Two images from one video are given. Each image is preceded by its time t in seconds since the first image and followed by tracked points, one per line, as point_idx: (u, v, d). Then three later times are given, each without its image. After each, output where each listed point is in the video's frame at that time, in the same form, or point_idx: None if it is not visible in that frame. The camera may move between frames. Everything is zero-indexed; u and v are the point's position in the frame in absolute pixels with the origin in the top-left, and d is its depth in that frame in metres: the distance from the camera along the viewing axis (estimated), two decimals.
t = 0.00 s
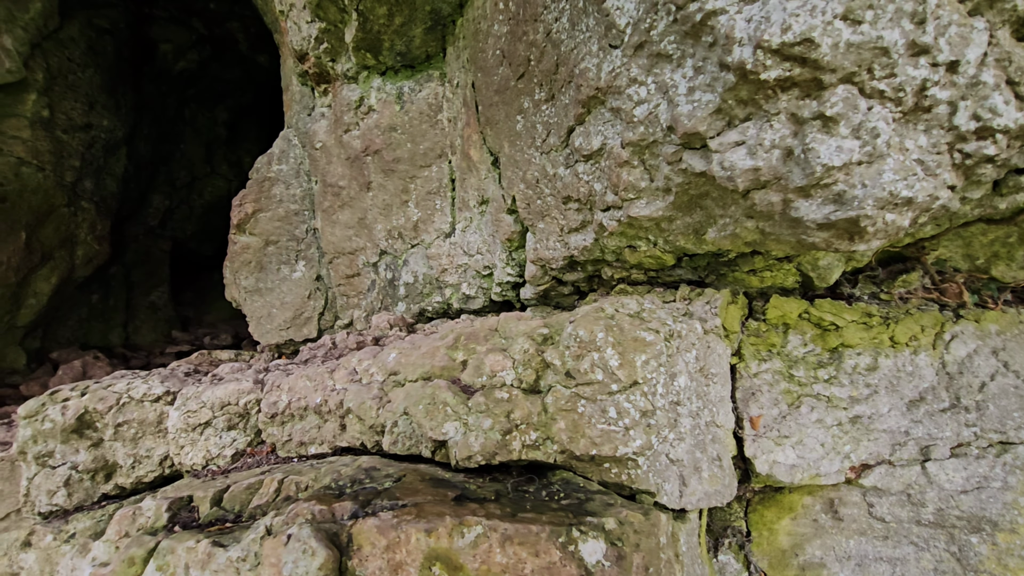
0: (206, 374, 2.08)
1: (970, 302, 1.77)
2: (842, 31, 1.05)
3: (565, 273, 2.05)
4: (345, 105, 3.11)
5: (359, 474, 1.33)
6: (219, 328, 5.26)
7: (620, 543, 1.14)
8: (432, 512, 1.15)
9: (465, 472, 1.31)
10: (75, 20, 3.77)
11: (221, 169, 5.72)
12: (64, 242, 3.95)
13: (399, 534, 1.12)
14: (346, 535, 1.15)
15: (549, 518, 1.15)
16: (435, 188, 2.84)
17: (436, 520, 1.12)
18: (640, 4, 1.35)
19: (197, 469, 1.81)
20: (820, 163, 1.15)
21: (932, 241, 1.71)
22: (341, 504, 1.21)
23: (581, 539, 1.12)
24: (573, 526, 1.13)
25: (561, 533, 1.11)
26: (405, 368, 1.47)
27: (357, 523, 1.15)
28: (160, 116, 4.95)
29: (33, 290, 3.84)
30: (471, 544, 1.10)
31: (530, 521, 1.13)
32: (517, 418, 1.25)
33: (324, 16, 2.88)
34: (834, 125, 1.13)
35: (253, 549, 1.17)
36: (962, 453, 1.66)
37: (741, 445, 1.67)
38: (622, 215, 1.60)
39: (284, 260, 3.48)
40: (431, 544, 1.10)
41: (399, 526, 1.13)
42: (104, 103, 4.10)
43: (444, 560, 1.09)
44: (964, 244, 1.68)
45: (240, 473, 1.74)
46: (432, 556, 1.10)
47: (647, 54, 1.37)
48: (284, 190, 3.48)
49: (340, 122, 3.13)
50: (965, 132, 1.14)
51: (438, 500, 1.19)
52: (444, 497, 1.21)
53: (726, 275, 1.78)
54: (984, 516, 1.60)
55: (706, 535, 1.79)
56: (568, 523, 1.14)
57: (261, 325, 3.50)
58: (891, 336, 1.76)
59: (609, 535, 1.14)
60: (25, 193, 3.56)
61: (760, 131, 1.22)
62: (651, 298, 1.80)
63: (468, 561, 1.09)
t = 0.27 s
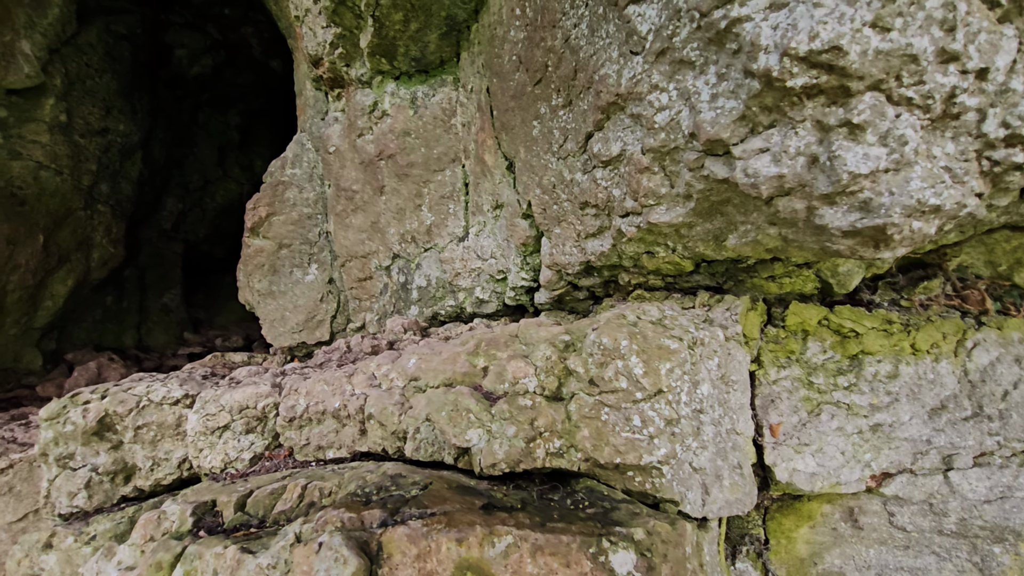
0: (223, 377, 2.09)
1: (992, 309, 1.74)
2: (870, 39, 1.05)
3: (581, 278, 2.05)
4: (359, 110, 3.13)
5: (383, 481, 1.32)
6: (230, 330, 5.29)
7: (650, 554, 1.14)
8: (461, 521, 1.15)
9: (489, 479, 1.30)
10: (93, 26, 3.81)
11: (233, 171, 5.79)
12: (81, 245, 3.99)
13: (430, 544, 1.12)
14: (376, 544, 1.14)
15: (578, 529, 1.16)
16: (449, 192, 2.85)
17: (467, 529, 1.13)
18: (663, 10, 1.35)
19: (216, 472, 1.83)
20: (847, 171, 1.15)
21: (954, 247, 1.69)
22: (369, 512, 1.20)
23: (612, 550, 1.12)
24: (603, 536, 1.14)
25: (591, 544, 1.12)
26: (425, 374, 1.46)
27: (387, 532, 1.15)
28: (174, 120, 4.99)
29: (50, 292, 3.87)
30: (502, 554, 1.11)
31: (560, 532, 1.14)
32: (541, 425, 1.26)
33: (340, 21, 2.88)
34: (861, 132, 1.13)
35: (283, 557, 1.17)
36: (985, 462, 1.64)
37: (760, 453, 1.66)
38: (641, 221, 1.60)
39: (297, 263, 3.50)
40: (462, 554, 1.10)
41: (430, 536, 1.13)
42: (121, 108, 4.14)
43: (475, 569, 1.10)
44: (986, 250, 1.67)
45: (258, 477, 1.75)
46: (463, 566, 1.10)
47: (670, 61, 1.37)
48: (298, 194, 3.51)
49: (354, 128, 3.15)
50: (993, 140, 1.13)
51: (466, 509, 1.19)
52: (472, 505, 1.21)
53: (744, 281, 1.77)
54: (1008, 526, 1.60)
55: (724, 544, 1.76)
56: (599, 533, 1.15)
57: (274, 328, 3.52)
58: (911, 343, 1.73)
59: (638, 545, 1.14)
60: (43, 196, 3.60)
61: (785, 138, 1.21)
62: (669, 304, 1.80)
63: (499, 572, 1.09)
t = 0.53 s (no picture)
0: (240, 383, 2.10)
1: (1016, 319, 1.72)
2: (901, 51, 1.04)
3: (597, 286, 2.04)
4: (373, 116, 3.14)
5: (411, 492, 1.35)
6: (241, 334, 5.32)
7: (681, 570, 1.15)
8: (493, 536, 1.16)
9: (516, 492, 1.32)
10: (111, 33, 3.86)
11: (245, 176, 5.88)
12: (96, 249, 4.03)
13: (462, 558, 1.13)
14: (407, 557, 1.15)
15: (609, 544, 1.17)
16: (463, 199, 2.86)
17: (499, 544, 1.14)
18: (687, 22, 1.35)
19: (234, 478, 1.83)
20: (875, 184, 1.14)
21: (977, 257, 1.68)
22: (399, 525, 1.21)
23: (644, 566, 1.13)
24: (635, 552, 1.15)
25: (624, 560, 1.13)
26: (446, 384, 1.47)
27: (418, 545, 1.16)
28: (187, 125, 5.04)
29: (65, 295, 3.91)
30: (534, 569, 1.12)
31: (592, 547, 1.15)
32: (567, 437, 1.27)
33: (356, 29, 2.89)
34: (889, 145, 1.12)
35: (313, 569, 1.18)
36: (1011, 476, 1.61)
37: (782, 465, 1.64)
38: (661, 231, 1.60)
39: (309, 268, 3.51)
40: (495, 569, 1.11)
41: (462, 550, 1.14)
42: (136, 113, 4.18)
43: None
44: (1010, 261, 1.66)
45: (278, 484, 1.76)
46: None
47: (693, 72, 1.37)
48: (312, 200, 3.53)
49: (368, 134, 3.17)
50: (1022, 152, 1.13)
51: (497, 523, 1.21)
52: (502, 519, 1.23)
53: (763, 291, 1.76)
54: None
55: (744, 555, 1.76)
56: (630, 549, 1.16)
57: (285, 332, 3.52)
58: (934, 354, 1.71)
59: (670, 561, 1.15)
60: (61, 201, 3.65)
61: (811, 151, 1.21)
62: (689, 314, 1.80)
63: None
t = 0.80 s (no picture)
0: (258, 389, 2.11)
1: None
2: (936, 61, 1.04)
3: (615, 294, 2.03)
4: (387, 121, 3.14)
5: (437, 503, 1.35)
6: (252, 337, 5.35)
7: None
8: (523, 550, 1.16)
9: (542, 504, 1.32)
10: (128, 39, 3.90)
11: (257, 180, 5.93)
12: (112, 252, 4.07)
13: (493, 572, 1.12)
14: (437, 570, 1.14)
15: (642, 560, 1.15)
16: (477, 205, 2.85)
17: (532, 558, 1.13)
18: (712, 30, 1.34)
19: (252, 484, 1.84)
20: (907, 194, 1.13)
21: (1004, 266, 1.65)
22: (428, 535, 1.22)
23: None
24: (669, 569, 1.13)
25: None
26: (467, 392, 1.52)
27: (449, 558, 1.15)
28: (201, 130, 5.09)
29: (81, 298, 3.93)
30: None
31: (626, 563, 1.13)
32: (593, 448, 1.28)
33: (372, 36, 2.90)
34: (922, 154, 1.11)
35: None
36: None
37: (806, 476, 1.62)
38: (684, 239, 1.59)
39: (322, 272, 3.51)
40: None
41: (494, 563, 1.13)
42: (152, 118, 4.22)
43: None
44: None
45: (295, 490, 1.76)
46: None
47: (718, 80, 1.36)
48: (325, 204, 3.54)
49: (382, 140, 3.18)
50: None
51: (527, 537, 1.20)
52: (530, 532, 1.22)
53: (784, 299, 1.75)
54: None
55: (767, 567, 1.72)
56: (663, 566, 1.14)
57: (299, 337, 3.54)
58: (959, 364, 1.68)
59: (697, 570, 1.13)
60: (78, 206, 3.69)
61: (841, 160, 1.19)
62: (711, 323, 1.77)
63: None
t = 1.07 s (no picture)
0: (273, 394, 2.11)
1: None
2: (970, 68, 1.03)
3: (631, 299, 2.01)
4: (401, 126, 3.15)
5: (460, 514, 1.33)
6: (263, 340, 5.38)
7: None
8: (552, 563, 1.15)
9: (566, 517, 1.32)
10: (144, 45, 3.94)
11: (268, 184, 5.98)
12: (126, 256, 4.09)
13: None
14: None
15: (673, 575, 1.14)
16: (491, 209, 2.85)
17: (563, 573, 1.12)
18: (736, 35, 1.33)
19: (270, 490, 1.84)
20: (938, 203, 1.11)
21: None
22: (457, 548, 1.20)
23: None
24: None
25: None
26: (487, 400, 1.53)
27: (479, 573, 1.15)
28: (215, 134, 5.13)
29: (96, 301, 3.95)
30: None
31: None
32: (617, 459, 1.28)
33: (387, 41, 2.91)
34: (954, 162, 1.09)
35: None
36: None
37: (829, 486, 1.60)
38: (705, 246, 1.57)
39: (335, 276, 3.52)
40: None
41: None
42: (167, 123, 4.26)
43: None
44: None
45: (313, 497, 1.75)
46: None
47: (742, 86, 1.35)
48: (338, 208, 3.55)
49: (395, 145, 3.18)
50: None
51: (555, 550, 1.19)
52: (558, 545, 1.22)
53: (805, 306, 1.71)
54: None
55: None
56: None
57: (312, 341, 3.55)
58: (986, 372, 1.64)
59: None
60: (95, 210, 3.73)
61: (869, 167, 1.18)
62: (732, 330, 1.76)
63: None
